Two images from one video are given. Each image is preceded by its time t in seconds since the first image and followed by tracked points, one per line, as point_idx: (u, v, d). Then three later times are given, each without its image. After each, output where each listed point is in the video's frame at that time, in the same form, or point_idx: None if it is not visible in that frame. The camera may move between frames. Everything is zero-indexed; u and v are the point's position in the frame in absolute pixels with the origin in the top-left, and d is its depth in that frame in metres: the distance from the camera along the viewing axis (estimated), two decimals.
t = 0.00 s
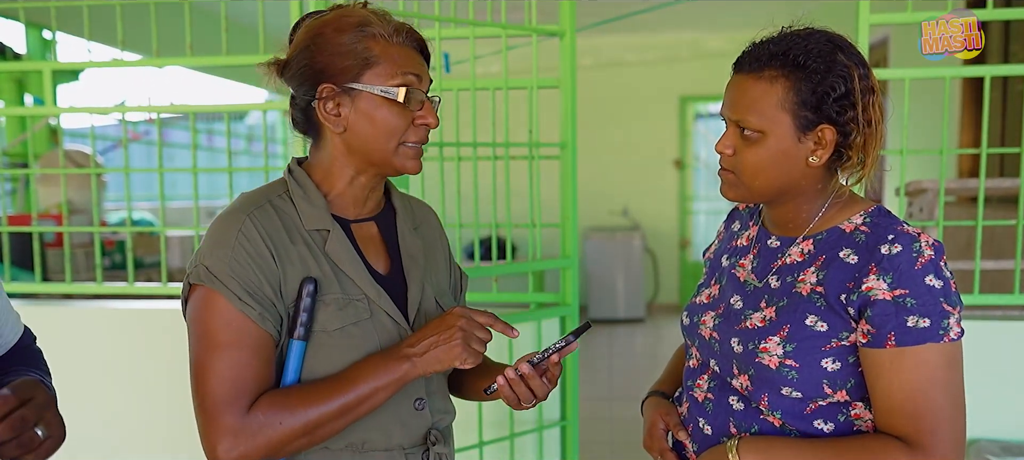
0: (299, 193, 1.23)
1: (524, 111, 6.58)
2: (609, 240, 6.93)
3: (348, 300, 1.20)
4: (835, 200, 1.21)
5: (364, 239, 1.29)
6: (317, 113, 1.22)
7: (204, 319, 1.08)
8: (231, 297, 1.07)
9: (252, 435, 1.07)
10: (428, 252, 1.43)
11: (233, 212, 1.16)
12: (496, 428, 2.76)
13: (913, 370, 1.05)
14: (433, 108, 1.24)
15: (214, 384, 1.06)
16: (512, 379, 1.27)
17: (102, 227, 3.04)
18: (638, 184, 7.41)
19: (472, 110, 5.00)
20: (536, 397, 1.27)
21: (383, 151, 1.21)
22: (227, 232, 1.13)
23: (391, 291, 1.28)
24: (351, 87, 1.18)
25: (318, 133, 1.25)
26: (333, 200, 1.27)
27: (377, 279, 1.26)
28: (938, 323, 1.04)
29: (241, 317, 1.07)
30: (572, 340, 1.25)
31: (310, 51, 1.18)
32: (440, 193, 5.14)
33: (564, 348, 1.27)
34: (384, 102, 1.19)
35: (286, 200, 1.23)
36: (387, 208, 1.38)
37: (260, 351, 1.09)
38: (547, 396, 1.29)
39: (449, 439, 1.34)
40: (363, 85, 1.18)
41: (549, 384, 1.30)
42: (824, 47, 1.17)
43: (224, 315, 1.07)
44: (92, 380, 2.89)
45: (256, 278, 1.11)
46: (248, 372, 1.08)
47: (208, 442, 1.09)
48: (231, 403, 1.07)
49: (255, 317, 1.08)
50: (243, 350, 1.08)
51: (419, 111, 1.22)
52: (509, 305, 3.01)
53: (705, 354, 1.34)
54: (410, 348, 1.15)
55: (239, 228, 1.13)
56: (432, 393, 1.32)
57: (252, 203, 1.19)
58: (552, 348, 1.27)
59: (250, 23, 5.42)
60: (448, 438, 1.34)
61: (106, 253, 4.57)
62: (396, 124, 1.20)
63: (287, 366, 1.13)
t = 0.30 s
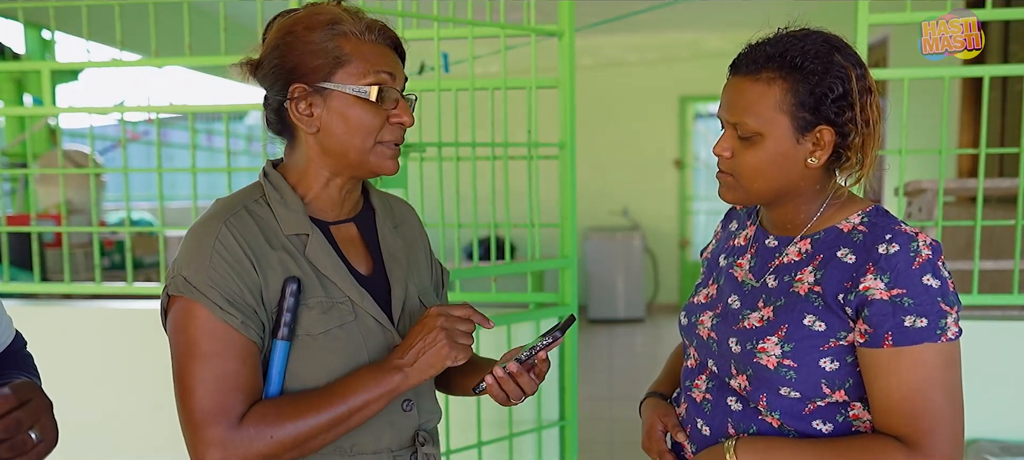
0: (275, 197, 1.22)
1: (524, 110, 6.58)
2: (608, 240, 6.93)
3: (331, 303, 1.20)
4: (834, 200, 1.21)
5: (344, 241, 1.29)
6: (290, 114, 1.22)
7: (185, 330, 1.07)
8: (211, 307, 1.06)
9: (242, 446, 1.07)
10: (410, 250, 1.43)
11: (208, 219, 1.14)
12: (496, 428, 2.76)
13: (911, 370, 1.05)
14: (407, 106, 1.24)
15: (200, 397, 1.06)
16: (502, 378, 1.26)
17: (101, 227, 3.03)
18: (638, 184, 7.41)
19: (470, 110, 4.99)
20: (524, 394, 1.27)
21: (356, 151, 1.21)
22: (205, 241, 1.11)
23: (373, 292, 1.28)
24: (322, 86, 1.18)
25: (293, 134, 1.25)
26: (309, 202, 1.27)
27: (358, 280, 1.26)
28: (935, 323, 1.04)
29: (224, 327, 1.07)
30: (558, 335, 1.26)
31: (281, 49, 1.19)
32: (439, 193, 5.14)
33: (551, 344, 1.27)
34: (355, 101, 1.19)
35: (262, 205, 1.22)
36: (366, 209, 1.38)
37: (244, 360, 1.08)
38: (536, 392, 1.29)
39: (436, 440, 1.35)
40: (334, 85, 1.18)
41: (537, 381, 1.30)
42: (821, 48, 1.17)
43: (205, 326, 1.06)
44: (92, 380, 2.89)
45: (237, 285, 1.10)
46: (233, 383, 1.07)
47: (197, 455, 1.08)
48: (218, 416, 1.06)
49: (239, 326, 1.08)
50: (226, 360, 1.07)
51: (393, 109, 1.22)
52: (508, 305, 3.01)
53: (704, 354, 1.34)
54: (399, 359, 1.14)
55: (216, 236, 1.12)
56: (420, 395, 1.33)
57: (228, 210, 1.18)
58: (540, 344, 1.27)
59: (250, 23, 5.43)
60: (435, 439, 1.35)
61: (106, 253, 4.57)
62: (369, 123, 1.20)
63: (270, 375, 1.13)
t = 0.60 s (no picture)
0: (258, 199, 1.23)
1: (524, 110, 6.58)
2: (608, 240, 6.93)
3: (314, 305, 1.20)
4: (835, 203, 1.22)
5: (328, 242, 1.29)
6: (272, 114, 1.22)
7: (165, 333, 1.07)
8: (191, 310, 1.06)
9: (223, 449, 1.08)
10: (396, 251, 1.43)
11: (189, 222, 1.15)
12: (496, 429, 2.76)
13: (910, 373, 1.05)
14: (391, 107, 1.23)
15: (180, 400, 1.06)
16: (490, 382, 1.27)
17: (101, 227, 3.03)
18: (638, 184, 7.41)
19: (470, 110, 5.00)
20: (515, 398, 1.27)
21: (338, 151, 1.21)
22: (185, 244, 1.11)
23: (358, 293, 1.28)
24: (304, 87, 1.18)
25: (275, 135, 1.25)
26: (293, 205, 1.28)
27: (342, 282, 1.26)
28: (935, 327, 1.04)
29: (203, 330, 1.07)
30: (551, 344, 1.21)
31: (262, 49, 1.19)
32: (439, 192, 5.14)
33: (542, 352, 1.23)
34: (338, 102, 1.19)
35: (244, 207, 1.22)
36: (351, 209, 1.38)
37: (224, 363, 1.09)
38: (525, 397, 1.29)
39: (424, 441, 1.35)
40: (316, 85, 1.18)
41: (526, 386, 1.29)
42: (823, 52, 1.16)
43: (184, 329, 1.06)
44: (92, 381, 2.89)
45: (217, 288, 1.10)
46: (212, 386, 1.07)
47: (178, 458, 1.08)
48: (198, 419, 1.06)
49: (218, 329, 1.08)
50: (206, 363, 1.07)
51: (376, 109, 1.22)
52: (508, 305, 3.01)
53: (702, 355, 1.34)
54: (380, 359, 1.14)
55: (196, 239, 1.12)
56: (405, 397, 1.33)
57: (209, 212, 1.18)
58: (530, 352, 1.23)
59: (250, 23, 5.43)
60: (422, 441, 1.35)
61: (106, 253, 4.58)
62: (351, 124, 1.20)
63: (251, 377, 1.13)
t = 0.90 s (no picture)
0: (249, 201, 1.23)
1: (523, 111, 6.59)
2: (608, 241, 6.93)
3: (304, 307, 1.20)
4: (836, 207, 1.22)
5: (320, 246, 1.30)
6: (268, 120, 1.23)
7: (153, 334, 1.07)
8: (180, 312, 1.07)
9: (212, 451, 1.08)
10: (389, 253, 1.44)
11: (178, 223, 1.15)
12: (495, 429, 2.77)
13: (910, 381, 1.06)
14: (387, 111, 1.24)
15: (169, 401, 1.07)
16: (482, 387, 1.28)
17: (102, 228, 3.03)
18: (637, 185, 7.41)
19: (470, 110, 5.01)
20: (508, 404, 1.29)
21: (336, 157, 1.22)
22: (174, 245, 1.12)
23: (348, 296, 1.29)
24: (300, 93, 1.18)
25: (271, 139, 1.26)
26: (286, 209, 1.28)
27: (332, 285, 1.27)
28: (936, 335, 1.05)
29: (191, 331, 1.07)
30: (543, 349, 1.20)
31: (256, 56, 1.19)
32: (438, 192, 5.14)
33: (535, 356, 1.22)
34: (335, 108, 1.19)
35: (235, 209, 1.22)
36: (344, 212, 1.39)
37: (213, 365, 1.09)
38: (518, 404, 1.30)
39: (416, 443, 1.35)
40: (313, 91, 1.18)
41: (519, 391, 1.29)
42: (831, 54, 1.17)
43: (173, 331, 1.07)
44: (91, 381, 2.90)
45: (206, 290, 1.10)
46: (201, 387, 1.08)
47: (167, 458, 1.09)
48: (187, 420, 1.07)
49: (206, 329, 1.08)
50: (195, 364, 1.07)
51: (372, 115, 1.22)
52: (507, 305, 3.01)
53: (701, 357, 1.34)
54: (373, 364, 1.14)
55: (185, 241, 1.12)
56: (397, 399, 1.33)
57: (199, 213, 1.18)
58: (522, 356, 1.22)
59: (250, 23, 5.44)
60: (414, 443, 1.35)
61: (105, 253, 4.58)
62: (348, 130, 1.21)
63: (241, 378, 1.13)
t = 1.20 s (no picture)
0: (252, 203, 1.23)
1: (523, 111, 6.60)
2: (607, 241, 6.93)
3: (310, 308, 1.21)
4: (837, 208, 1.20)
5: (323, 245, 1.30)
6: (260, 127, 1.24)
7: (163, 333, 1.07)
8: (189, 310, 1.07)
9: (221, 446, 1.07)
10: (392, 252, 1.44)
11: (183, 222, 1.15)
12: (494, 429, 2.77)
13: (906, 380, 1.06)
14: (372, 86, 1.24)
15: (179, 399, 1.06)
16: (493, 374, 1.27)
17: (101, 228, 3.01)
18: (637, 185, 7.41)
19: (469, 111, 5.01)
20: (519, 388, 1.28)
21: (334, 146, 1.22)
22: (181, 244, 1.12)
23: (354, 297, 1.29)
24: (285, 91, 1.19)
25: (268, 145, 1.27)
26: (288, 207, 1.28)
27: (336, 284, 1.27)
28: (933, 335, 1.05)
29: (201, 329, 1.07)
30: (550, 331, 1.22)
31: (233, 68, 1.19)
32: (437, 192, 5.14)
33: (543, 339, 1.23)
34: (321, 96, 1.20)
35: (238, 209, 1.23)
36: (347, 210, 1.39)
37: (222, 363, 1.09)
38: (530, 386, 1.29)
39: (418, 444, 1.35)
40: (296, 86, 1.19)
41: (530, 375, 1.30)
42: (866, 56, 1.16)
43: (182, 329, 1.07)
44: (91, 380, 2.90)
45: (214, 288, 1.11)
46: (211, 385, 1.08)
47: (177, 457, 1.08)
48: (197, 418, 1.06)
49: (216, 327, 1.08)
50: (204, 362, 1.07)
51: (359, 94, 1.23)
52: (507, 305, 3.01)
53: (700, 356, 1.34)
54: (374, 348, 1.14)
55: (191, 240, 1.13)
56: (400, 399, 1.33)
57: (203, 213, 1.18)
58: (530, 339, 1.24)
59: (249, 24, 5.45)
60: (416, 444, 1.35)
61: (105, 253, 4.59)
62: (340, 116, 1.21)
63: (251, 375, 1.13)
